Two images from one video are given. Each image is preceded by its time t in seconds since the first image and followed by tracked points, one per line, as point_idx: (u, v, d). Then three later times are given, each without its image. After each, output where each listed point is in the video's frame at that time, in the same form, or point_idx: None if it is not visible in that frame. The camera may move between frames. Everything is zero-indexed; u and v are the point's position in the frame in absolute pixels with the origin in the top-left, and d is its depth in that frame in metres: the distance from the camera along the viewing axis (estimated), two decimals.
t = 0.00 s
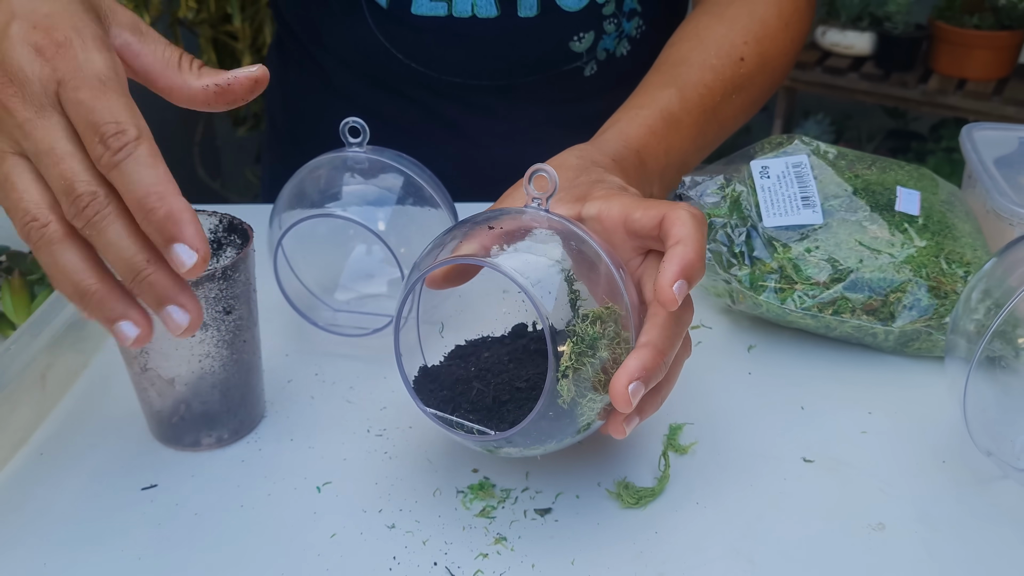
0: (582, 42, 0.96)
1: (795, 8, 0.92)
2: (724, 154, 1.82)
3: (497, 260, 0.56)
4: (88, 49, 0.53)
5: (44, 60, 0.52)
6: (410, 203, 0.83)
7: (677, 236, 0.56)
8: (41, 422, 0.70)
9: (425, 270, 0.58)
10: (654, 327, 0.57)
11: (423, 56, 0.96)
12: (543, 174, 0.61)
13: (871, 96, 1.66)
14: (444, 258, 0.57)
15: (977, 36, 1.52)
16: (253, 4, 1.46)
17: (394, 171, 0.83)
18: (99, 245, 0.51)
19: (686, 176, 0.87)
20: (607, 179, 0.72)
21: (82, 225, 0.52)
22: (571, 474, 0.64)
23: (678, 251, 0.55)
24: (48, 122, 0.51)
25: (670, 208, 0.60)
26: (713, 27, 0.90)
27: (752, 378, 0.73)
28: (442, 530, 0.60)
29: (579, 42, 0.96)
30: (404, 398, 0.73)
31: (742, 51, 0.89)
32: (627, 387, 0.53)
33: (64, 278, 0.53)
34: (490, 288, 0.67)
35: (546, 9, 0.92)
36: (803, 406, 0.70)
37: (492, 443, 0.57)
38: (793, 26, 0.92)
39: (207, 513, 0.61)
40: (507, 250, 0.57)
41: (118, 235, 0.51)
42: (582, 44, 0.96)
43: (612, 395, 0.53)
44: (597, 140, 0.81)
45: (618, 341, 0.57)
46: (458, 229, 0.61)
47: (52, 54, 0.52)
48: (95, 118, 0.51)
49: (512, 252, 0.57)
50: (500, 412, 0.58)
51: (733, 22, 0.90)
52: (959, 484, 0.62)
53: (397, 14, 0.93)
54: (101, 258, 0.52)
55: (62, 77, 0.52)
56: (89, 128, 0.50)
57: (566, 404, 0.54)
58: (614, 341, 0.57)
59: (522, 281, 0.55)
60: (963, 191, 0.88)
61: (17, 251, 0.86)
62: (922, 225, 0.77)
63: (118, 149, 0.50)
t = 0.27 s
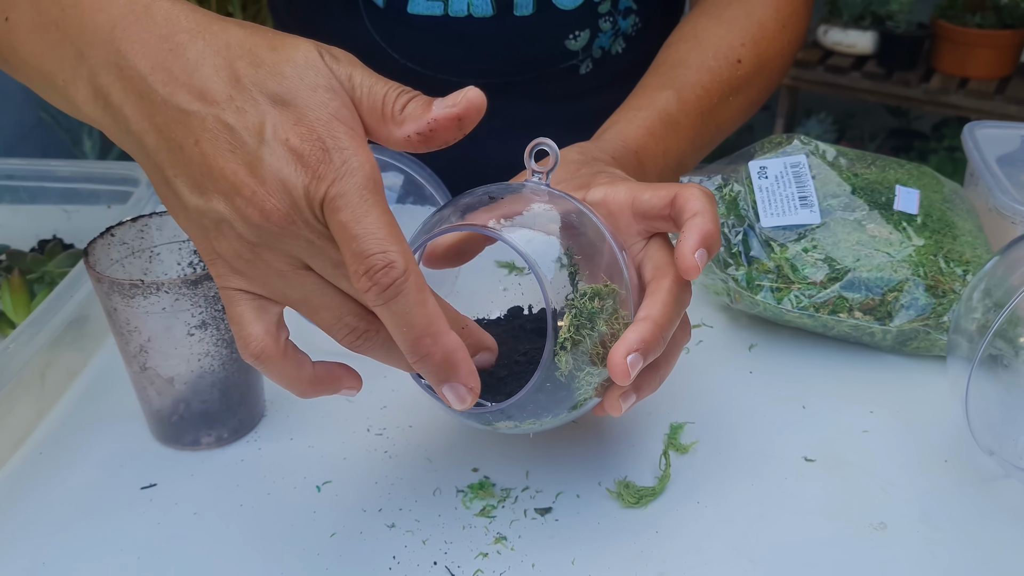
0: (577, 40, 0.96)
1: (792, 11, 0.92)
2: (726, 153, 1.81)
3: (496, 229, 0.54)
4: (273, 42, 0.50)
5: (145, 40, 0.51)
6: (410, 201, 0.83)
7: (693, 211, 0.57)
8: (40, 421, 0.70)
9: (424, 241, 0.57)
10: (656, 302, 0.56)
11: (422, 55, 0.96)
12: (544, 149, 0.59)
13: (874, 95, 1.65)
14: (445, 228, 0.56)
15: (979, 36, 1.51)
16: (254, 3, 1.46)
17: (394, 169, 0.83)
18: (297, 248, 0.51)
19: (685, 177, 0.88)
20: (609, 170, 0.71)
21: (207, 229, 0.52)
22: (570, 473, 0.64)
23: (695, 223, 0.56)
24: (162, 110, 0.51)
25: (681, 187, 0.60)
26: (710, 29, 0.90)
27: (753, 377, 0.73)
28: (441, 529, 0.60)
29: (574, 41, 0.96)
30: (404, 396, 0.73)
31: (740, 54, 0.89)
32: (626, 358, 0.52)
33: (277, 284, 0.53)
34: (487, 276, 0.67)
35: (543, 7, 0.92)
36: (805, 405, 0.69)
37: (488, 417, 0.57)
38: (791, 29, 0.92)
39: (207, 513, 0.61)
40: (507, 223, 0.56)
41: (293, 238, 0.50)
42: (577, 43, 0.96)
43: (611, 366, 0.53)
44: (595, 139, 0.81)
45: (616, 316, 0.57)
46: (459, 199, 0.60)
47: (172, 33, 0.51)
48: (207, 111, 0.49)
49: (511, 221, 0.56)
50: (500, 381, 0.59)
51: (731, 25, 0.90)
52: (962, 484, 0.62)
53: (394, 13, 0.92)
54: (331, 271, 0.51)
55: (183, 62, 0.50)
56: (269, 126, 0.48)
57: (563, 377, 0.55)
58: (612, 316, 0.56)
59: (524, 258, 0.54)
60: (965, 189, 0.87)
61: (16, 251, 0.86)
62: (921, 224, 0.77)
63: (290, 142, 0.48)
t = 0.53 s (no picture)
0: (581, 40, 0.95)
1: (795, 10, 0.91)
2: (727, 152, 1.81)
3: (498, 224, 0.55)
4: (310, 47, 0.51)
5: (179, 42, 0.51)
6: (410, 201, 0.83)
7: (694, 199, 0.57)
8: (39, 421, 0.70)
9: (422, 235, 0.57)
10: (659, 293, 0.56)
11: (423, 56, 0.96)
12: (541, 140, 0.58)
13: (876, 94, 1.65)
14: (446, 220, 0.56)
15: (981, 34, 1.51)
16: (255, 3, 1.47)
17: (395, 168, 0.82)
18: (332, 252, 0.51)
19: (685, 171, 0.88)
20: (610, 164, 0.71)
21: (237, 229, 0.52)
22: (572, 474, 0.64)
23: (696, 211, 0.56)
24: (199, 113, 0.51)
25: (681, 177, 0.60)
26: (711, 28, 0.90)
27: (754, 377, 0.73)
28: (442, 530, 0.59)
29: (578, 41, 0.95)
30: (404, 397, 0.73)
31: (741, 53, 0.89)
32: (630, 348, 0.52)
33: (306, 289, 0.53)
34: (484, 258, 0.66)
35: (545, 8, 0.91)
36: (805, 405, 0.69)
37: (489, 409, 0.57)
38: (793, 29, 0.92)
39: (206, 513, 0.61)
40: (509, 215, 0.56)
41: (330, 241, 0.50)
42: (582, 43, 0.96)
43: (614, 357, 0.52)
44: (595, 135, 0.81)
45: (620, 307, 0.56)
46: (459, 190, 0.60)
47: (208, 37, 0.51)
48: (244, 115, 0.50)
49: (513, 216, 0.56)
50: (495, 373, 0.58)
51: (733, 25, 0.89)
52: (963, 484, 0.61)
53: (395, 14, 0.92)
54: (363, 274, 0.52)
55: (220, 66, 0.50)
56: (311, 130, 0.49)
57: (566, 368, 0.54)
58: (615, 308, 0.56)
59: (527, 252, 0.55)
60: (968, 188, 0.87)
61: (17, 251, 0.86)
62: (925, 223, 0.76)
63: (330, 145, 0.49)
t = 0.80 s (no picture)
0: (580, 40, 0.95)
1: (793, 13, 0.91)
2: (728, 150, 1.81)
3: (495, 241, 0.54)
4: (322, 61, 0.51)
5: (194, 56, 0.51)
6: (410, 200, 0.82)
7: (688, 214, 0.57)
8: (39, 421, 0.70)
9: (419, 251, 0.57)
10: (651, 309, 0.56)
11: (422, 56, 0.95)
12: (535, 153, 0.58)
13: (877, 92, 1.64)
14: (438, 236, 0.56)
15: (984, 32, 1.51)
16: (256, 2, 1.47)
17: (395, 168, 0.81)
18: (352, 261, 0.52)
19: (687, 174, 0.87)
20: (605, 172, 0.70)
21: (259, 243, 0.53)
22: (572, 474, 0.64)
23: (689, 227, 0.56)
24: (215, 129, 0.51)
25: (676, 189, 0.60)
26: (709, 31, 0.90)
27: (755, 376, 0.72)
28: (442, 529, 0.59)
29: (578, 41, 0.95)
30: (404, 396, 0.73)
31: (738, 56, 0.88)
32: (622, 368, 0.52)
33: (328, 299, 0.54)
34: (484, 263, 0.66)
35: (544, 7, 0.91)
36: (806, 403, 0.69)
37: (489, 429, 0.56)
38: (791, 32, 0.92)
39: (206, 513, 0.61)
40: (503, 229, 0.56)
41: (350, 252, 0.51)
42: (581, 42, 0.96)
43: (607, 376, 0.52)
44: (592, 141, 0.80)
45: (613, 323, 0.56)
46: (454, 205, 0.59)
47: (221, 52, 0.51)
48: (261, 132, 0.50)
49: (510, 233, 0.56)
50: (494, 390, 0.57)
51: (730, 27, 0.89)
52: (966, 483, 0.61)
53: (394, 13, 0.91)
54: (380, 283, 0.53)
55: (234, 81, 0.50)
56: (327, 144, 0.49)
57: (559, 386, 0.54)
58: (607, 324, 0.56)
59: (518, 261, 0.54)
60: (969, 186, 0.87)
61: (16, 252, 0.86)
62: (924, 221, 0.76)
63: (349, 158, 0.49)
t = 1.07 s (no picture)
0: (580, 40, 0.95)
1: (790, 16, 0.91)
2: (729, 149, 1.81)
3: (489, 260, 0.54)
4: (328, 85, 0.50)
5: (206, 79, 0.51)
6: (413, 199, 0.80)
7: (682, 236, 0.57)
8: (42, 421, 0.70)
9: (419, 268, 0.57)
10: (648, 328, 0.56)
11: (421, 56, 0.95)
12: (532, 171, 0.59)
13: (878, 90, 1.64)
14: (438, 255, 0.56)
15: (985, 30, 1.51)
16: (257, 1, 1.47)
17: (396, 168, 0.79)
18: (348, 289, 0.51)
19: (683, 179, 0.87)
20: (604, 186, 0.71)
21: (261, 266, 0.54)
22: (573, 473, 0.64)
23: (682, 249, 0.56)
24: (220, 149, 0.51)
25: (671, 207, 0.60)
26: (707, 35, 0.89)
27: (756, 375, 0.73)
28: (444, 528, 0.60)
29: (577, 41, 0.95)
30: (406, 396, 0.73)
31: (736, 60, 0.88)
32: (621, 385, 0.53)
33: (325, 323, 0.54)
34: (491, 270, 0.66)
35: (543, 7, 0.91)
36: (807, 402, 0.69)
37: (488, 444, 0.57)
38: (788, 34, 0.92)
39: (209, 512, 0.61)
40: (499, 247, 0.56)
41: (346, 280, 0.51)
42: (580, 43, 0.96)
43: (605, 393, 0.53)
44: (591, 152, 0.80)
45: (609, 339, 0.57)
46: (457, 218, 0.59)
47: (230, 76, 0.51)
48: (264, 155, 0.50)
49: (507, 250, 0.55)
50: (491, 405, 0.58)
51: (728, 31, 0.89)
52: (966, 481, 0.61)
53: (393, 14, 0.91)
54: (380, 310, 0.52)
55: (242, 107, 0.50)
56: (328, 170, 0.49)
57: (558, 403, 0.55)
58: (604, 339, 0.56)
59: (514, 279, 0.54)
60: (970, 186, 0.87)
61: (18, 252, 0.87)
62: (922, 220, 0.76)
63: (351, 189, 0.49)
